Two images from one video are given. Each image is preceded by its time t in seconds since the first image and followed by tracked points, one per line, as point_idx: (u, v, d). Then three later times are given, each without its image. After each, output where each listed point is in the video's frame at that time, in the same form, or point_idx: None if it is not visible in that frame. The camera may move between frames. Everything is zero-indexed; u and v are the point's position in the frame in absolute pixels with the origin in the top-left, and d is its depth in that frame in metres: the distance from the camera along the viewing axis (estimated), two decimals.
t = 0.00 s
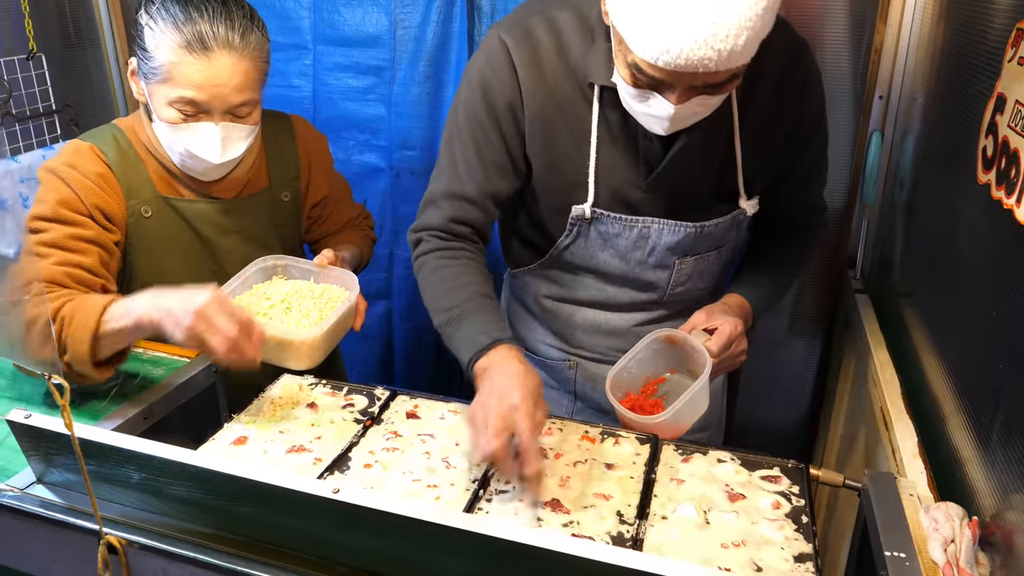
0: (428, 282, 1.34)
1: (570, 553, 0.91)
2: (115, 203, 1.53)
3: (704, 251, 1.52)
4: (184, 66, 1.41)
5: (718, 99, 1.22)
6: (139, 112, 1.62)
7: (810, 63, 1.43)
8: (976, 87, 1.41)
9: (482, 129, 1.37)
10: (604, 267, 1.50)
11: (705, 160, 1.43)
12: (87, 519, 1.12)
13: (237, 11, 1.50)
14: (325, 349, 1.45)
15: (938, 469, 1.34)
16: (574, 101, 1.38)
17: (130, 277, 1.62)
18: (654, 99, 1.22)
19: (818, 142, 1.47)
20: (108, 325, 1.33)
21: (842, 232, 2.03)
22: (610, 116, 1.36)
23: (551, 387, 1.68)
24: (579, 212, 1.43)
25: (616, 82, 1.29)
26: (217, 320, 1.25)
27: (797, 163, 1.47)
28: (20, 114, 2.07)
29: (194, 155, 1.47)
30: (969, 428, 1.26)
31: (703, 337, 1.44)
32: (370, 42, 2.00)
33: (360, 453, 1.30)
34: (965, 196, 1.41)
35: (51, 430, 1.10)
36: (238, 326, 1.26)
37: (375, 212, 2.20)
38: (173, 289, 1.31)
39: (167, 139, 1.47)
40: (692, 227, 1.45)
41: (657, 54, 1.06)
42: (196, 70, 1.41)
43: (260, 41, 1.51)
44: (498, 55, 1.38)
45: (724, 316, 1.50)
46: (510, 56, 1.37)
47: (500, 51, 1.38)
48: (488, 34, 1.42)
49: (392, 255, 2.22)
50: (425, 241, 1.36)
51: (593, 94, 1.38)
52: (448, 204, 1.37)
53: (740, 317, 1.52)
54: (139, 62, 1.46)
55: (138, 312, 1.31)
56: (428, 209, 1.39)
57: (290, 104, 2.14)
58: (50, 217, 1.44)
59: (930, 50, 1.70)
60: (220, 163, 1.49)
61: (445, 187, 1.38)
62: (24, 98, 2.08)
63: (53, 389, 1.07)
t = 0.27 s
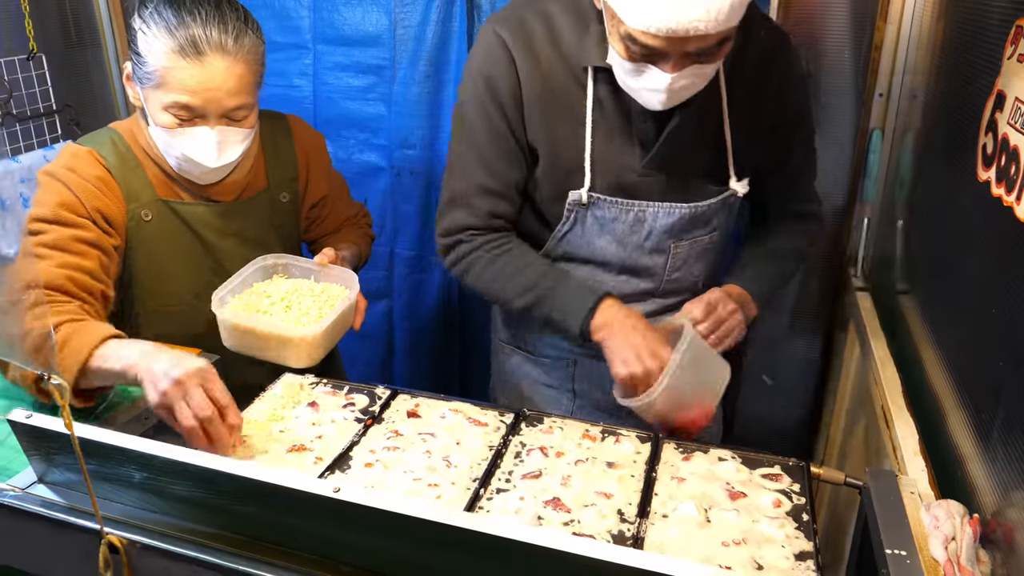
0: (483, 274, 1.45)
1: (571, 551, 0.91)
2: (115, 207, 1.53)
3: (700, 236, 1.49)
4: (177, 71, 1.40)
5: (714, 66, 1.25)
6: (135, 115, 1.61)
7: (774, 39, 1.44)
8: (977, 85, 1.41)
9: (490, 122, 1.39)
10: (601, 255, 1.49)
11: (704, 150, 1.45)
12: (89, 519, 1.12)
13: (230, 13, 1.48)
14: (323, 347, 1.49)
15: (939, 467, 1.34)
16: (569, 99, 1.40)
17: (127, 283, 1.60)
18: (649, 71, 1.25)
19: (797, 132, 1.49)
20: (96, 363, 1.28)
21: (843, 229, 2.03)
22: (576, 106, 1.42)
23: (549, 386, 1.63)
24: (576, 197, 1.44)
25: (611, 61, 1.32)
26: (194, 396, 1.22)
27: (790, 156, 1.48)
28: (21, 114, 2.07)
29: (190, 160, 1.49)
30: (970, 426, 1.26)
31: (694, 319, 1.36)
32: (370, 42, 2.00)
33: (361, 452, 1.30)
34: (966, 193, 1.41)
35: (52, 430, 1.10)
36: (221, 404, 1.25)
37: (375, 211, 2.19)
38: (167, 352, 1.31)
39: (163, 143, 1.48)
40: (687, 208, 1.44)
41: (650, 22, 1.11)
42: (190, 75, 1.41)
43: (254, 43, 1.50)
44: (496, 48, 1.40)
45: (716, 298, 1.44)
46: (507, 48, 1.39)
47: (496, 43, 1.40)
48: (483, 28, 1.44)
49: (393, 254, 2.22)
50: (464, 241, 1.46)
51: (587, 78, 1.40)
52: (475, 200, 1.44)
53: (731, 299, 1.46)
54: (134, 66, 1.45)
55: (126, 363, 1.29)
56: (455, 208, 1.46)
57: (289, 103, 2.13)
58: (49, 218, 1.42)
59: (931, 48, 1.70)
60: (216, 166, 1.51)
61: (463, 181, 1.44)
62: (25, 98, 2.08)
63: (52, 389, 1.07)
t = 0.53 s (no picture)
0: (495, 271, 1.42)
1: (570, 552, 0.91)
2: (112, 207, 1.53)
3: (724, 244, 1.50)
4: (176, 69, 1.40)
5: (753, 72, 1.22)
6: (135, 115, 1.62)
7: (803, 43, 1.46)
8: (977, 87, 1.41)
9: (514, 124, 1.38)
10: (624, 259, 1.50)
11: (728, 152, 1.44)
12: (89, 520, 1.12)
13: (229, 14, 1.48)
14: (321, 350, 1.46)
15: (939, 468, 1.34)
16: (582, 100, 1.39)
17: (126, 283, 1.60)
18: (687, 75, 1.22)
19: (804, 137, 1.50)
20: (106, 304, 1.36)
21: (843, 231, 2.03)
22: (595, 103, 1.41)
23: (563, 392, 1.64)
24: (601, 201, 1.43)
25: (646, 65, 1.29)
26: (228, 282, 1.31)
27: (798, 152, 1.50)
28: (22, 115, 2.08)
29: (187, 159, 1.49)
30: (970, 427, 1.26)
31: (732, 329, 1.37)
32: (370, 43, 2.00)
33: (361, 453, 1.30)
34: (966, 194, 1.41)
35: (53, 430, 1.10)
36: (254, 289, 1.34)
37: (375, 213, 2.20)
38: (171, 263, 1.36)
39: (162, 141, 1.48)
40: (713, 217, 1.44)
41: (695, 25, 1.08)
42: (189, 72, 1.40)
43: (253, 43, 1.50)
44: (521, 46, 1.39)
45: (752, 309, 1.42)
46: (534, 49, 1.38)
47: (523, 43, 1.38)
48: (511, 27, 1.42)
49: (392, 256, 2.22)
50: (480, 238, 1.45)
51: (616, 81, 1.39)
52: (495, 200, 1.43)
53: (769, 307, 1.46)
54: (133, 65, 1.46)
55: (140, 288, 1.34)
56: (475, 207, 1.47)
57: (289, 104, 2.14)
58: (42, 219, 1.43)
59: (931, 48, 1.70)
60: (214, 165, 1.51)
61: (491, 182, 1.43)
62: (26, 100, 2.09)
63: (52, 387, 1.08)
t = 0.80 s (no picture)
0: (513, 299, 1.34)
1: (573, 554, 0.91)
2: (115, 207, 1.53)
3: (764, 263, 1.48)
4: (183, 67, 1.41)
5: (813, 101, 1.16)
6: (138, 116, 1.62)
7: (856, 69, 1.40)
8: (977, 90, 1.41)
9: (553, 132, 1.31)
10: (662, 276, 1.48)
11: (773, 170, 1.37)
12: (91, 521, 1.12)
13: (236, 13, 1.51)
14: (324, 351, 1.45)
15: (941, 470, 1.34)
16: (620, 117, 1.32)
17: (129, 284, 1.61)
18: (739, 99, 1.16)
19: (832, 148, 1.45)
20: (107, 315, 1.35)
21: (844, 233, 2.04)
22: (632, 123, 1.34)
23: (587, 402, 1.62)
24: (641, 219, 1.39)
25: (698, 81, 1.23)
26: (216, 297, 1.30)
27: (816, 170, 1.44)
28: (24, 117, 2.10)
29: (193, 158, 1.47)
30: (971, 429, 1.26)
31: (765, 347, 1.42)
32: (370, 45, 2.00)
33: (363, 455, 1.30)
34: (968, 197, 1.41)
35: (55, 432, 1.10)
36: (244, 304, 1.32)
37: (375, 215, 2.21)
38: (168, 274, 1.36)
39: (166, 140, 1.47)
40: (756, 237, 1.41)
41: (759, 49, 1.01)
42: (195, 71, 1.41)
43: (259, 43, 1.51)
44: (568, 55, 1.33)
45: (785, 326, 1.49)
46: (580, 57, 1.32)
47: (571, 52, 1.32)
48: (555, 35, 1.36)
49: (392, 259, 2.23)
50: (505, 259, 1.35)
51: (665, 98, 1.33)
52: (528, 216, 1.33)
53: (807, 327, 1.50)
54: (138, 64, 1.46)
55: (137, 299, 1.34)
56: (504, 220, 1.35)
57: (289, 107, 2.16)
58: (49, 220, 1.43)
59: (935, 50, 1.69)
60: (220, 164, 1.50)
61: (521, 197, 1.33)
62: (28, 101, 2.12)
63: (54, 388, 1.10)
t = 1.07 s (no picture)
0: (525, 319, 1.24)
1: (574, 556, 0.91)
2: (122, 209, 1.53)
3: (798, 277, 1.44)
4: (197, 73, 1.41)
5: (853, 131, 1.11)
6: (145, 116, 1.62)
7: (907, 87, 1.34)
8: (981, 91, 1.40)
9: (583, 142, 1.24)
10: (693, 292, 1.43)
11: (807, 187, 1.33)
12: (92, 522, 1.12)
13: (247, 17, 1.51)
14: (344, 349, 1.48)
15: (942, 472, 1.34)
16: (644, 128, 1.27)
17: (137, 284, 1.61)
18: (777, 124, 1.11)
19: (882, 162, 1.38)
20: (112, 321, 1.37)
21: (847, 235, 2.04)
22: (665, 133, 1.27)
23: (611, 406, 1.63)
24: (673, 238, 1.34)
25: (739, 99, 1.16)
26: (246, 313, 1.28)
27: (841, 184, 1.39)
28: (26, 118, 2.14)
29: (206, 161, 1.48)
30: (971, 432, 1.26)
31: (782, 353, 1.42)
32: (371, 46, 2.01)
33: (364, 456, 1.30)
34: (971, 199, 1.41)
35: (57, 433, 1.10)
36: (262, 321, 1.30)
37: (376, 216, 2.21)
38: (172, 279, 1.36)
39: (179, 143, 1.48)
40: (791, 255, 1.36)
41: (807, 75, 0.96)
42: (209, 77, 1.41)
43: (270, 46, 1.52)
44: (600, 66, 1.27)
45: (809, 334, 1.47)
46: (616, 70, 1.26)
47: (604, 63, 1.26)
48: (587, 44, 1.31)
49: (393, 260, 2.23)
50: (521, 272, 1.25)
51: (701, 115, 1.27)
52: (550, 228, 1.24)
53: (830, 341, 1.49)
54: (148, 68, 1.46)
55: (144, 304, 1.35)
56: (524, 232, 1.27)
57: (291, 108, 2.17)
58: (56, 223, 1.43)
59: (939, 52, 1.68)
60: (232, 168, 1.50)
61: (543, 211, 1.25)
62: (30, 102, 2.15)
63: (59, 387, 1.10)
